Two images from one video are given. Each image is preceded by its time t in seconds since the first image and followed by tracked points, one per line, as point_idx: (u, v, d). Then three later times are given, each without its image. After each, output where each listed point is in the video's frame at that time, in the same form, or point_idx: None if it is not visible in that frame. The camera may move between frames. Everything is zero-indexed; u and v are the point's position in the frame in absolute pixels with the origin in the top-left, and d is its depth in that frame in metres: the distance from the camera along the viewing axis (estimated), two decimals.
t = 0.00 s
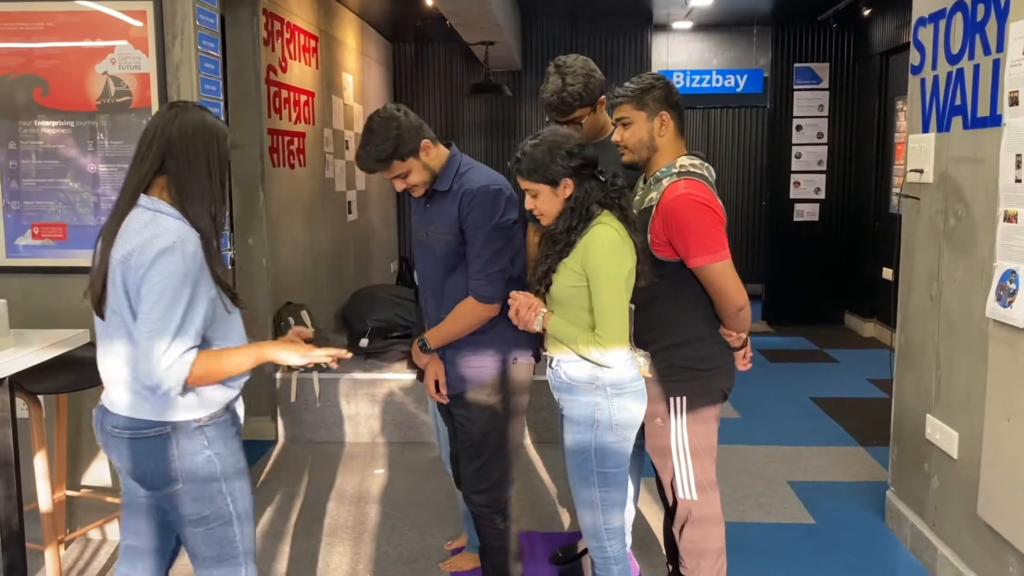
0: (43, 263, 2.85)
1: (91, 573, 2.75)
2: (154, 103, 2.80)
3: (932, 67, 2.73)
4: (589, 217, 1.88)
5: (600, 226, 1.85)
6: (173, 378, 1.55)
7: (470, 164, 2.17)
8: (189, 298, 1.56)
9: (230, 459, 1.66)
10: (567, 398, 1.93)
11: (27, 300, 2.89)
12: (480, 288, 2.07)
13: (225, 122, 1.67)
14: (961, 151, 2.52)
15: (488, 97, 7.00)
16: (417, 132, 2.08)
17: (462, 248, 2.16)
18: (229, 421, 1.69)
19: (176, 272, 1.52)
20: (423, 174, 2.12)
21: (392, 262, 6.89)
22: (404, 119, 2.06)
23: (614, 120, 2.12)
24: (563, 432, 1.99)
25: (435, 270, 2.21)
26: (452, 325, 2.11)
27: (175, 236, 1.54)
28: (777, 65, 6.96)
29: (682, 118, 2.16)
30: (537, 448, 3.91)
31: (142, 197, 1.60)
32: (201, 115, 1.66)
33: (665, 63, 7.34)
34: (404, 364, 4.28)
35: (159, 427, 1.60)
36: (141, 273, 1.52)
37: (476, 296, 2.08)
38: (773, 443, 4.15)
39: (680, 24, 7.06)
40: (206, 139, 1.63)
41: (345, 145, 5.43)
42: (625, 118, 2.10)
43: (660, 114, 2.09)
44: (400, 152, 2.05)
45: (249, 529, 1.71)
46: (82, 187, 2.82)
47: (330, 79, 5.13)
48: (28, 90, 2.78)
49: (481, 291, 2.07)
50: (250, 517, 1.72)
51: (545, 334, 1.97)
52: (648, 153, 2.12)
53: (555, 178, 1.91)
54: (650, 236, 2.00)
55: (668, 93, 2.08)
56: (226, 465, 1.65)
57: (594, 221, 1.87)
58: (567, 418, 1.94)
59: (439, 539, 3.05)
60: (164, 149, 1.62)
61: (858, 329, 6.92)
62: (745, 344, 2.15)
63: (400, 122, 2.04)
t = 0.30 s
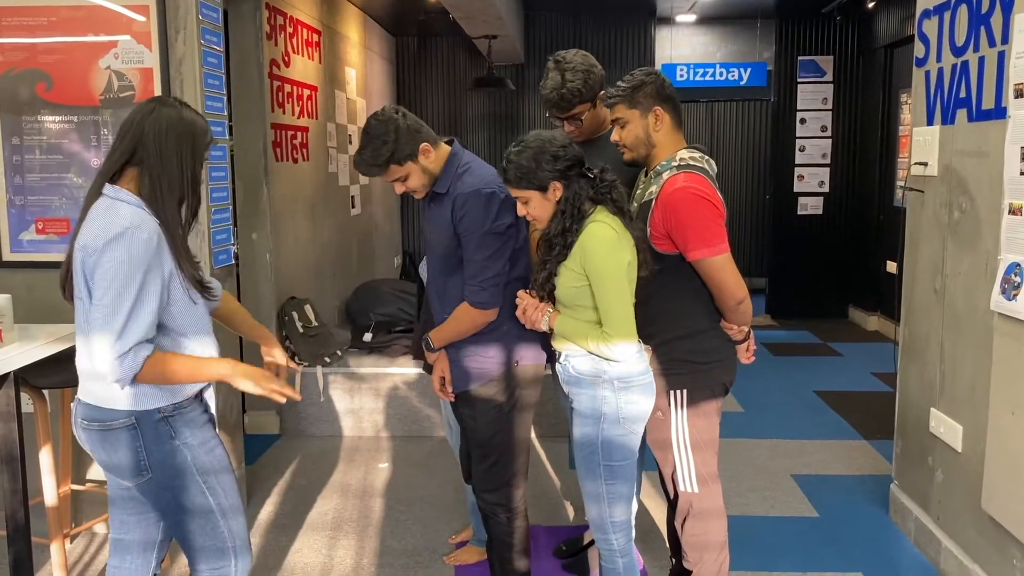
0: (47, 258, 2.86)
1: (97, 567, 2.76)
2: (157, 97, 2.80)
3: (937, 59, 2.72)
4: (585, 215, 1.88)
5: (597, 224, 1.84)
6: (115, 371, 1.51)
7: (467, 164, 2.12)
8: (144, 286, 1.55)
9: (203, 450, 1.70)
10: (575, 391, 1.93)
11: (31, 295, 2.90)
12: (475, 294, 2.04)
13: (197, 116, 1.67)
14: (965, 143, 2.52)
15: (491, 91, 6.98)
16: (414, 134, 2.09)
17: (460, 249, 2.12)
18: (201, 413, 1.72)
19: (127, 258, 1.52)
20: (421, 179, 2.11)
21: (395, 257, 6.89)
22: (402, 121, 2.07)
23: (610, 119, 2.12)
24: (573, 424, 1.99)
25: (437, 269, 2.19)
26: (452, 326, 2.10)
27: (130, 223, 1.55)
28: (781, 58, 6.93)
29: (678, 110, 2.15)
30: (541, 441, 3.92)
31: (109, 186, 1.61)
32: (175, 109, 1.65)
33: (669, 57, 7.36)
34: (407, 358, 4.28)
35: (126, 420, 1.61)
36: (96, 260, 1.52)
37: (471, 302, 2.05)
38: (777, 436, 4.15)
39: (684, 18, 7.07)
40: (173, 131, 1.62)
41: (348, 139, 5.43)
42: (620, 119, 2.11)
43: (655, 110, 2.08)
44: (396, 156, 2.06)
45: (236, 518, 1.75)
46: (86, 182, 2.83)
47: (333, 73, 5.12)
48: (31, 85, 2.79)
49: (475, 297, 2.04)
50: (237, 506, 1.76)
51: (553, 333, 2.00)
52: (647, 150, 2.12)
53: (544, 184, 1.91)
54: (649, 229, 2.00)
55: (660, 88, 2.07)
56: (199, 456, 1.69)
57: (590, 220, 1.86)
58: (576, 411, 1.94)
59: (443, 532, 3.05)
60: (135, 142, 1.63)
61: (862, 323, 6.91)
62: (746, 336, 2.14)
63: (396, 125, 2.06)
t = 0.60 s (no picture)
0: (50, 252, 2.86)
1: (100, 561, 2.77)
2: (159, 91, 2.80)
3: (940, 51, 2.71)
4: (591, 210, 1.88)
5: (602, 218, 1.84)
6: (142, 381, 1.50)
7: (477, 158, 2.11)
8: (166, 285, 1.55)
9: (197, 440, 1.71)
10: (578, 384, 1.93)
11: (33, 290, 2.90)
12: (479, 290, 2.03)
13: (199, 111, 1.68)
14: (969, 136, 2.51)
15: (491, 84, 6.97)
16: (426, 127, 2.08)
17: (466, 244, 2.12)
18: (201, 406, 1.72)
19: (148, 257, 1.53)
20: (432, 171, 2.12)
21: (397, 250, 6.89)
22: (414, 113, 2.06)
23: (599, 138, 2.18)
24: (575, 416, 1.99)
25: (442, 263, 2.19)
26: (456, 321, 2.10)
27: (145, 222, 1.55)
28: (783, 50, 6.91)
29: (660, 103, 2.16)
30: (543, 434, 3.92)
31: (113, 184, 1.61)
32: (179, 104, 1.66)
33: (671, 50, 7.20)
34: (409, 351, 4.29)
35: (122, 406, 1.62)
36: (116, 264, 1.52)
37: (475, 297, 2.04)
38: (779, 429, 4.15)
39: (686, 11, 7.07)
40: (178, 129, 1.62)
41: (349, 132, 5.42)
42: (608, 134, 2.17)
43: (634, 114, 2.09)
44: (407, 148, 2.06)
45: (208, 509, 1.73)
46: (87, 176, 2.83)
47: (334, 67, 5.11)
48: (32, 79, 2.78)
49: (479, 292, 2.04)
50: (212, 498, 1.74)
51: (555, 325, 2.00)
52: (641, 155, 2.15)
53: (547, 179, 1.90)
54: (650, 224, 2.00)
55: (633, 90, 2.08)
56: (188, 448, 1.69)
57: (594, 214, 1.86)
58: (578, 404, 1.94)
59: (446, 525, 3.06)
60: (137, 139, 1.62)
61: (864, 316, 6.91)
62: (750, 329, 2.17)
63: (409, 118, 2.05)
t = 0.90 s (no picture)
0: (50, 245, 2.86)
1: (101, 553, 2.77)
2: (157, 83, 2.79)
3: (940, 42, 2.70)
4: (598, 199, 1.88)
5: (604, 210, 1.84)
6: (134, 355, 1.52)
7: (481, 149, 2.10)
8: (175, 275, 1.58)
9: (213, 426, 1.74)
10: (577, 375, 1.93)
11: (34, 283, 2.89)
12: (480, 279, 2.03)
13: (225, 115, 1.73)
14: (969, 127, 2.51)
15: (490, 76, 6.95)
16: (422, 120, 2.07)
17: (469, 234, 2.11)
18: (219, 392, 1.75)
19: (159, 247, 1.56)
20: (430, 163, 2.13)
21: (396, 243, 6.88)
22: (411, 106, 2.06)
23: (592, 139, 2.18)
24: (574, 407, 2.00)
25: (443, 251, 2.18)
26: (458, 311, 2.10)
27: (163, 213, 1.59)
28: (783, 42, 6.90)
29: (651, 97, 2.16)
30: (543, 426, 3.93)
31: (145, 180, 1.67)
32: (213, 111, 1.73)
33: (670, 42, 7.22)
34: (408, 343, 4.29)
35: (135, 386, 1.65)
36: (127, 244, 1.56)
37: (476, 287, 2.04)
38: (779, 421, 4.16)
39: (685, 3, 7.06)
40: (207, 129, 1.69)
41: (348, 124, 5.41)
42: (600, 135, 2.17)
43: (626, 112, 2.10)
44: (402, 142, 2.08)
45: (218, 493, 1.77)
46: (86, 169, 2.82)
47: (332, 59, 5.10)
48: (31, 71, 2.77)
49: (481, 282, 2.03)
50: (222, 482, 1.77)
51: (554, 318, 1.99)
52: (635, 151, 2.16)
53: (554, 166, 1.88)
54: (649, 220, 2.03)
55: (623, 89, 2.08)
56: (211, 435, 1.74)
57: (599, 203, 1.86)
58: (578, 395, 1.94)
59: (447, 517, 3.06)
60: (168, 140, 1.69)
61: (863, 308, 6.91)
62: (752, 319, 2.21)
63: (404, 111, 2.05)
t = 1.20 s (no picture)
0: (46, 237, 2.84)
1: (99, 546, 2.77)
2: (154, 75, 2.78)
3: (939, 33, 2.70)
4: (593, 193, 1.87)
5: (602, 205, 1.83)
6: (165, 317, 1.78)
7: (480, 137, 2.09)
8: (197, 250, 1.82)
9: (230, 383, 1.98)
10: (580, 366, 1.93)
11: (31, 276, 2.88)
12: (478, 266, 2.03)
13: (246, 101, 1.91)
14: (968, 118, 2.51)
15: (486, 68, 6.94)
16: (418, 110, 2.06)
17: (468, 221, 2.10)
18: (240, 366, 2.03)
19: (183, 226, 1.80)
20: (427, 153, 2.12)
21: (393, 235, 6.87)
22: (407, 96, 2.05)
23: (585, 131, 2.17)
24: (575, 398, 2.00)
25: (444, 239, 2.18)
26: (457, 299, 2.09)
27: (186, 196, 1.82)
28: (780, 33, 6.89)
29: (645, 88, 2.15)
30: (541, 418, 3.93)
31: (170, 157, 1.90)
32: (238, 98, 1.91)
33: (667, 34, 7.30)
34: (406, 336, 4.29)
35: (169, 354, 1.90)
36: (156, 226, 1.80)
37: (474, 274, 2.04)
38: (776, 412, 4.17)
39: None
40: (228, 119, 1.88)
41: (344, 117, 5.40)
42: (593, 127, 2.17)
43: (619, 103, 2.10)
44: (398, 132, 2.07)
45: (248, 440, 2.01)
46: (81, 161, 2.81)
47: (328, 50, 5.08)
48: (26, 62, 2.76)
49: (478, 269, 2.03)
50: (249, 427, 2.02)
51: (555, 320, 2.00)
52: (629, 143, 2.17)
53: (547, 165, 1.87)
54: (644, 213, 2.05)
55: (616, 79, 2.08)
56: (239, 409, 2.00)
57: (595, 199, 1.85)
58: (580, 386, 1.94)
59: (445, 508, 3.06)
60: (189, 122, 1.90)
61: (859, 300, 6.93)
62: (745, 311, 2.23)
63: (399, 101, 2.05)
